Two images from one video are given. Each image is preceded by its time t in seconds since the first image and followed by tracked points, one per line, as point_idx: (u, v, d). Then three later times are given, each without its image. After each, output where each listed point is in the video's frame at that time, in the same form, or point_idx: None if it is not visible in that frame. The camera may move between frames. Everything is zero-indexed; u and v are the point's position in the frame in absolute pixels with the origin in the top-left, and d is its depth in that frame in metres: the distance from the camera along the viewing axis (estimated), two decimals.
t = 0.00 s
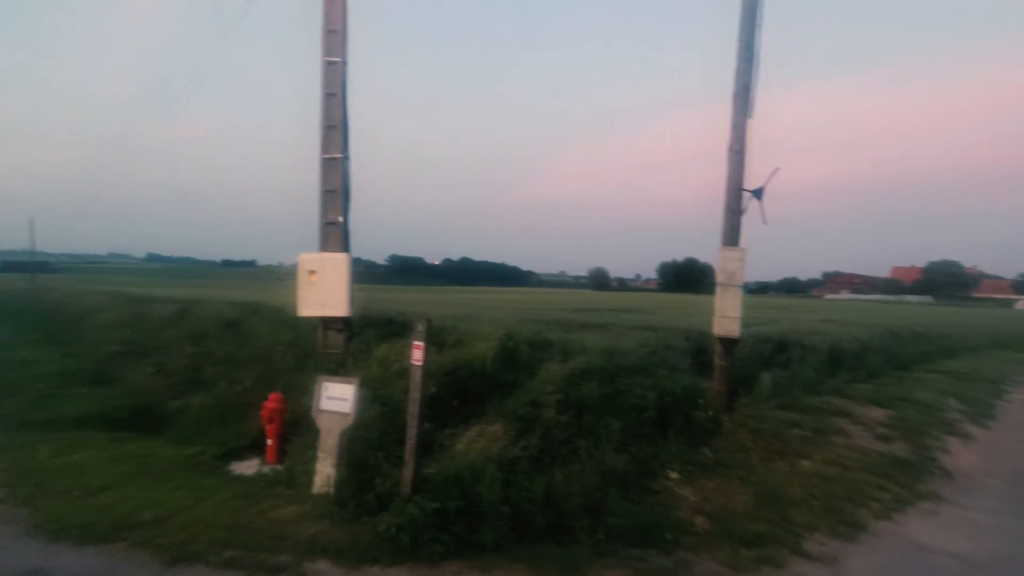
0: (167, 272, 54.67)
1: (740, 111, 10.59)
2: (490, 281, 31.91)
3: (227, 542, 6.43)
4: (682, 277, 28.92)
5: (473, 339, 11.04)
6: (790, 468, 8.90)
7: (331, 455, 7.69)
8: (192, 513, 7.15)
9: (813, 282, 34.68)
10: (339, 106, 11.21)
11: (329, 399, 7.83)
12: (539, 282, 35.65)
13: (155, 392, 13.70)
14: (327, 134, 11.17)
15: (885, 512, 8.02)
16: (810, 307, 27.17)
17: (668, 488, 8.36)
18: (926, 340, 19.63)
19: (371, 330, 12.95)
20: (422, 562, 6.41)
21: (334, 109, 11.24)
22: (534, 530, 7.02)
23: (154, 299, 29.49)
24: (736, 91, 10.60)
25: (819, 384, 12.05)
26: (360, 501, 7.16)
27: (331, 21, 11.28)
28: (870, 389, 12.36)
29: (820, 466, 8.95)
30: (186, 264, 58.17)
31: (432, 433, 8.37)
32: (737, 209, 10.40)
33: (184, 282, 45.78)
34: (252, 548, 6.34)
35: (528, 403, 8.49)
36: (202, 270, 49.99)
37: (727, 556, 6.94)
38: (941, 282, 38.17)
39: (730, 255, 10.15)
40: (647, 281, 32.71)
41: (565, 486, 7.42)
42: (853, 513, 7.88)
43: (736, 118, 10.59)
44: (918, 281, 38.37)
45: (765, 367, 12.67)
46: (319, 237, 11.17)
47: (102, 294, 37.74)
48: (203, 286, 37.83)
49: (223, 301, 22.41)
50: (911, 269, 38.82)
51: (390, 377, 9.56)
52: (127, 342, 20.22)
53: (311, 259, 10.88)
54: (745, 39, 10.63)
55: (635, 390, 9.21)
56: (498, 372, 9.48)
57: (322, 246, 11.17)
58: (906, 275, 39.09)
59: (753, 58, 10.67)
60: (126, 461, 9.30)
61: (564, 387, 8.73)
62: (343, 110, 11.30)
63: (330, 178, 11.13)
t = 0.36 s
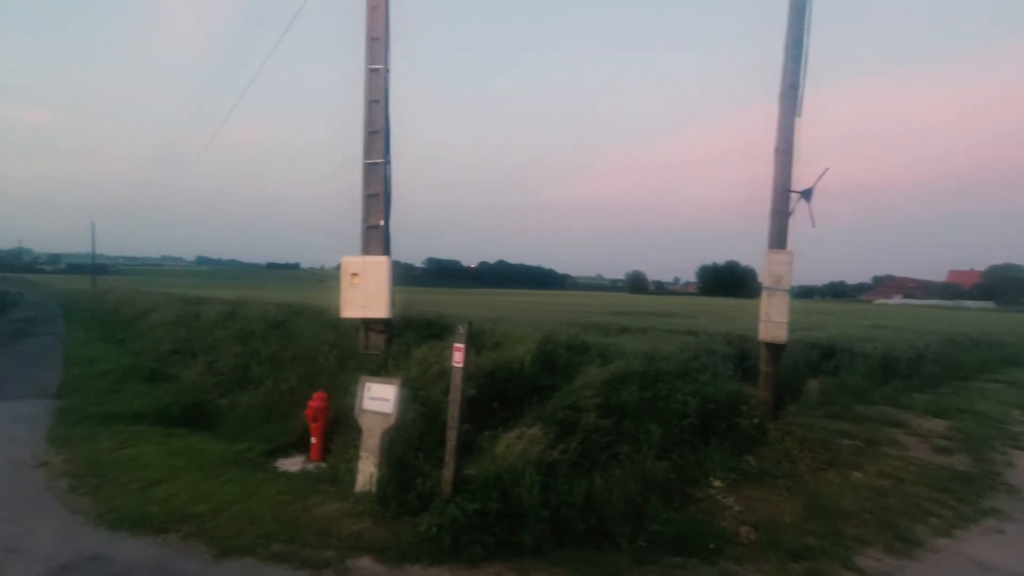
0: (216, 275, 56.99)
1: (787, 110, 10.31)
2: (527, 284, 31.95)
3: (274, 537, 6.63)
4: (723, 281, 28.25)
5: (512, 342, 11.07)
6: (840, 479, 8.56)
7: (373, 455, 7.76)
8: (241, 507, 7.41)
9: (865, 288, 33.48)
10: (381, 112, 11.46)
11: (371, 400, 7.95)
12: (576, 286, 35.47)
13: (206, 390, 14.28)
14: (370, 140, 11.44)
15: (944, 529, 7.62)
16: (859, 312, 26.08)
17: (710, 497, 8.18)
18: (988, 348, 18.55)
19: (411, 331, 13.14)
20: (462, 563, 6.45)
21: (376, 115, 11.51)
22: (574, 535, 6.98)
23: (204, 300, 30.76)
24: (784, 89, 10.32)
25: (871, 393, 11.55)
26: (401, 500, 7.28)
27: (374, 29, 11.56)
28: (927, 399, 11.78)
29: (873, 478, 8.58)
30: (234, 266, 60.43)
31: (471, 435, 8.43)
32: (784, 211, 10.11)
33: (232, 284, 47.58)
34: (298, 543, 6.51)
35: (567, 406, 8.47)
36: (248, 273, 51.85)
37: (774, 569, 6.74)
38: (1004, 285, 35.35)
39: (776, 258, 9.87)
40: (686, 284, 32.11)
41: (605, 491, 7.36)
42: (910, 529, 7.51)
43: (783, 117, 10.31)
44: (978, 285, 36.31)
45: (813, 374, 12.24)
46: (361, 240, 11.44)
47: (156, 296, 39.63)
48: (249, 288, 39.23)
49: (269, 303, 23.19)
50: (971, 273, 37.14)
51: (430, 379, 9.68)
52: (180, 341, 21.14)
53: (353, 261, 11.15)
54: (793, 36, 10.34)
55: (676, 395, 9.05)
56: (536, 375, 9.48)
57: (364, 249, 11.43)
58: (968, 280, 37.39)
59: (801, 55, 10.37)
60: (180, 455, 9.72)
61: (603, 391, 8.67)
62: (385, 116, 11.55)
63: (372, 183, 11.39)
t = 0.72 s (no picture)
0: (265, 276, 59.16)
1: (842, 105, 9.92)
2: (566, 286, 31.81)
3: (323, 530, 6.82)
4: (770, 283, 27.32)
5: (554, 343, 11.04)
6: (901, 491, 8.17)
7: (418, 453, 7.88)
8: (292, 500, 7.65)
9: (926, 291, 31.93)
10: (425, 115, 11.65)
11: (416, 399, 8.06)
12: (616, 287, 35.08)
13: (257, 386, 14.83)
14: (413, 143, 11.64)
15: (1018, 546, 7.15)
16: (919, 316, 24.76)
17: (761, 505, 7.95)
18: None
19: (453, 332, 13.28)
20: (506, 563, 6.46)
21: (420, 118, 11.70)
22: (618, 539, 6.91)
23: (254, 301, 31.95)
24: (839, 83, 9.93)
25: (934, 401, 10.96)
26: (445, 498, 7.37)
27: (418, 34, 11.77)
28: (996, 408, 11.08)
29: (937, 491, 8.14)
30: (282, 267, 62.54)
31: (514, 436, 8.46)
32: (839, 210, 9.73)
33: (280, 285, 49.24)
34: (346, 537, 6.67)
35: (610, 408, 8.39)
36: (295, 274, 53.58)
37: None
38: None
39: (831, 258, 9.50)
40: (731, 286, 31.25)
41: (651, 495, 7.25)
42: (979, 545, 7.08)
43: (838, 112, 9.92)
44: None
45: (869, 380, 11.72)
46: (405, 242, 11.64)
47: (210, 296, 41.43)
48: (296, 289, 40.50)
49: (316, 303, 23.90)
50: None
51: (473, 379, 9.76)
52: (233, 339, 22.03)
53: (398, 262, 11.35)
54: (849, 28, 9.95)
55: (724, 400, 8.84)
56: (579, 377, 9.44)
57: (408, 250, 11.63)
58: None
59: (859, 47, 9.96)
60: (234, 448, 10.12)
61: (648, 394, 8.54)
62: (428, 119, 11.74)
63: (416, 185, 11.58)
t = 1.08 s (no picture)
0: (307, 276, 60.85)
1: (896, 100, 9.53)
2: (602, 287, 31.54)
3: (365, 525, 6.95)
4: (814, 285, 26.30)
5: (591, 344, 10.98)
6: (960, 503, 7.77)
7: (456, 452, 7.94)
8: (334, 495, 7.83)
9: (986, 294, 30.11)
10: (463, 117, 11.75)
11: (455, 398, 8.15)
12: (653, 288, 34.58)
13: (300, 383, 15.25)
14: (452, 145, 11.77)
15: None
16: (978, 320, 23.46)
17: (808, 514, 7.71)
18: None
19: (490, 332, 13.34)
20: (545, 563, 6.46)
21: (459, 120, 11.81)
22: (659, 543, 6.82)
23: (297, 300, 32.88)
24: (894, 77, 9.53)
25: (995, 409, 10.38)
26: (483, 497, 7.43)
27: (457, 37, 11.88)
28: None
29: (1000, 504, 7.71)
30: (323, 268, 64.13)
31: (552, 436, 8.46)
32: (893, 209, 9.34)
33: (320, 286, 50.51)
34: (387, 533, 6.80)
35: (649, 410, 8.30)
36: (335, 275, 54.84)
37: None
38: None
39: (884, 259, 9.14)
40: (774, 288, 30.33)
41: (693, 500, 7.12)
42: None
43: (892, 107, 9.53)
44: None
45: (923, 386, 11.20)
46: (443, 243, 11.77)
47: (255, 296, 42.83)
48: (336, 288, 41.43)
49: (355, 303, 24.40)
50: None
51: (510, 379, 9.79)
52: (277, 338, 22.73)
53: (436, 263, 11.49)
54: (905, 19, 9.54)
55: (769, 404, 8.60)
56: (617, 379, 9.36)
57: (446, 251, 11.75)
58: None
59: (915, 39, 9.53)
60: (279, 443, 10.45)
61: (688, 397, 8.41)
62: (466, 121, 11.84)
63: (454, 186, 11.70)
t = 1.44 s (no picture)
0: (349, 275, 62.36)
1: (961, 91, 9.03)
2: (642, 287, 31.13)
3: (408, 520, 7.08)
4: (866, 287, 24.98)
5: (633, 344, 10.86)
6: None
7: (497, 450, 7.98)
8: (379, 489, 8.01)
9: None
10: (504, 117, 11.81)
11: (496, 396, 8.19)
12: (694, 288, 33.86)
13: (344, 380, 15.66)
14: (493, 145, 11.84)
15: None
16: None
17: (863, 523, 7.41)
18: None
19: (530, 331, 13.36)
20: (588, 565, 6.44)
21: (499, 120, 11.87)
22: (705, 549, 6.68)
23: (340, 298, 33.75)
24: (958, 67, 9.04)
25: None
26: (524, 496, 7.46)
27: (498, 38, 11.94)
28: None
29: None
30: (365, 267, 65.57)
31: (593, 437, 8.41)
32: (958, 206, 8.86)
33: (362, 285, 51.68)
34: (431, 528, 6.91)
35: (694, 413, 8.16)
36: (376, 274, 56.00)
37: None
38: None
39: (947, 259, 8.68)
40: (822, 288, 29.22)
41: (740, 506, 6.96)
42: None
43: (956, 98, 9.04)
44: None
45: (989, 392, 10.59)
46: (484, 242, 11.86)
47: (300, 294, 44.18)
48: (378, 287, 42.29)
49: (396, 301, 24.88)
50: None
51: (551, 379, 9.78)
52: (322, 335, 23.41)
53: (477, 262, 11.58)
54: (971, 5, 9.03)
55: (820, 409, 8.32)
56: (659, 380, 9.23)
57: (487, 250, 11.83)
58: None
59: (983, 25, 9.01)
60: (325, 437, 10.76)
61: (735, 400, 8.22)
62: (507, 121, 11.88)
63: (494, 186, 11.77)
